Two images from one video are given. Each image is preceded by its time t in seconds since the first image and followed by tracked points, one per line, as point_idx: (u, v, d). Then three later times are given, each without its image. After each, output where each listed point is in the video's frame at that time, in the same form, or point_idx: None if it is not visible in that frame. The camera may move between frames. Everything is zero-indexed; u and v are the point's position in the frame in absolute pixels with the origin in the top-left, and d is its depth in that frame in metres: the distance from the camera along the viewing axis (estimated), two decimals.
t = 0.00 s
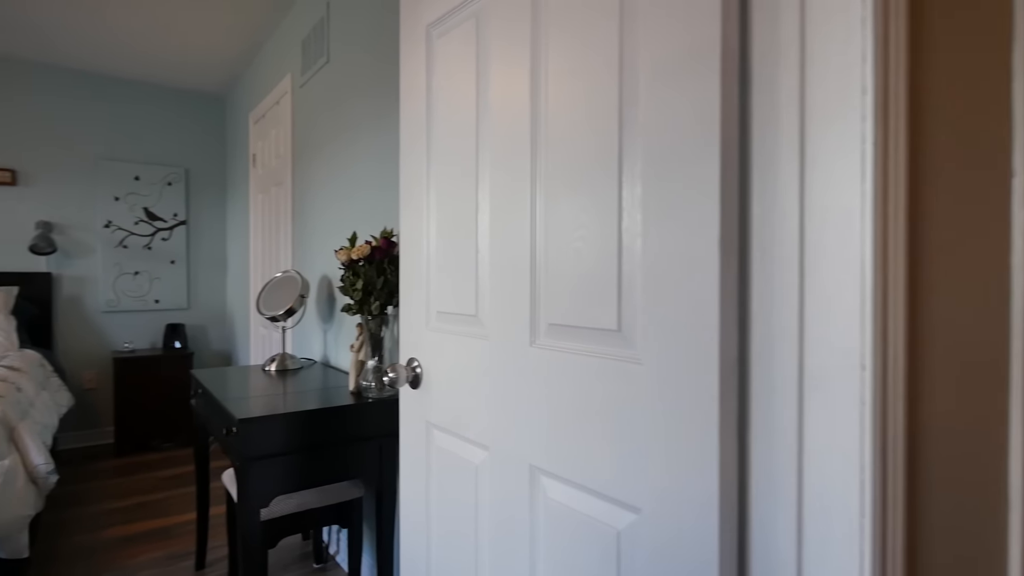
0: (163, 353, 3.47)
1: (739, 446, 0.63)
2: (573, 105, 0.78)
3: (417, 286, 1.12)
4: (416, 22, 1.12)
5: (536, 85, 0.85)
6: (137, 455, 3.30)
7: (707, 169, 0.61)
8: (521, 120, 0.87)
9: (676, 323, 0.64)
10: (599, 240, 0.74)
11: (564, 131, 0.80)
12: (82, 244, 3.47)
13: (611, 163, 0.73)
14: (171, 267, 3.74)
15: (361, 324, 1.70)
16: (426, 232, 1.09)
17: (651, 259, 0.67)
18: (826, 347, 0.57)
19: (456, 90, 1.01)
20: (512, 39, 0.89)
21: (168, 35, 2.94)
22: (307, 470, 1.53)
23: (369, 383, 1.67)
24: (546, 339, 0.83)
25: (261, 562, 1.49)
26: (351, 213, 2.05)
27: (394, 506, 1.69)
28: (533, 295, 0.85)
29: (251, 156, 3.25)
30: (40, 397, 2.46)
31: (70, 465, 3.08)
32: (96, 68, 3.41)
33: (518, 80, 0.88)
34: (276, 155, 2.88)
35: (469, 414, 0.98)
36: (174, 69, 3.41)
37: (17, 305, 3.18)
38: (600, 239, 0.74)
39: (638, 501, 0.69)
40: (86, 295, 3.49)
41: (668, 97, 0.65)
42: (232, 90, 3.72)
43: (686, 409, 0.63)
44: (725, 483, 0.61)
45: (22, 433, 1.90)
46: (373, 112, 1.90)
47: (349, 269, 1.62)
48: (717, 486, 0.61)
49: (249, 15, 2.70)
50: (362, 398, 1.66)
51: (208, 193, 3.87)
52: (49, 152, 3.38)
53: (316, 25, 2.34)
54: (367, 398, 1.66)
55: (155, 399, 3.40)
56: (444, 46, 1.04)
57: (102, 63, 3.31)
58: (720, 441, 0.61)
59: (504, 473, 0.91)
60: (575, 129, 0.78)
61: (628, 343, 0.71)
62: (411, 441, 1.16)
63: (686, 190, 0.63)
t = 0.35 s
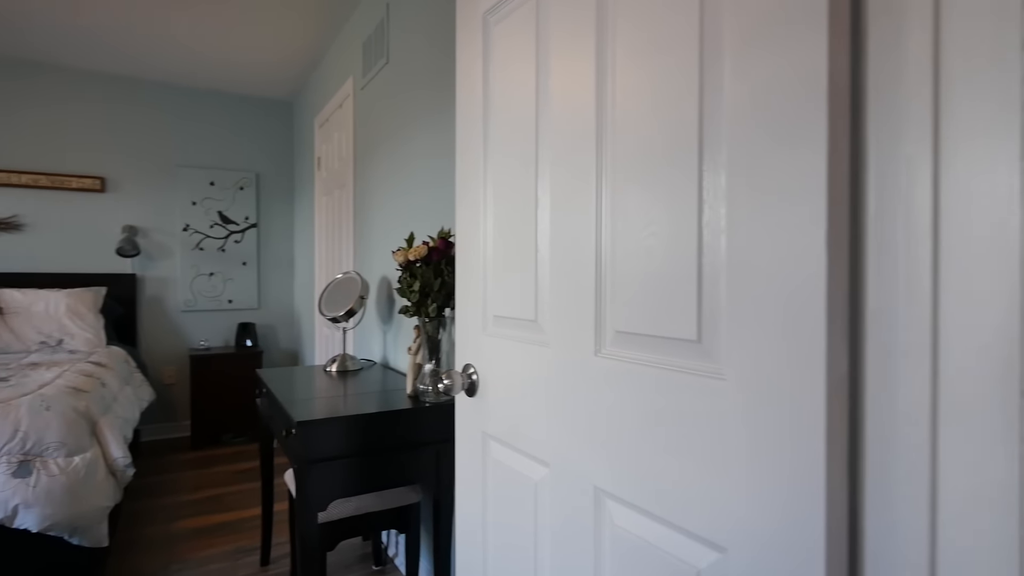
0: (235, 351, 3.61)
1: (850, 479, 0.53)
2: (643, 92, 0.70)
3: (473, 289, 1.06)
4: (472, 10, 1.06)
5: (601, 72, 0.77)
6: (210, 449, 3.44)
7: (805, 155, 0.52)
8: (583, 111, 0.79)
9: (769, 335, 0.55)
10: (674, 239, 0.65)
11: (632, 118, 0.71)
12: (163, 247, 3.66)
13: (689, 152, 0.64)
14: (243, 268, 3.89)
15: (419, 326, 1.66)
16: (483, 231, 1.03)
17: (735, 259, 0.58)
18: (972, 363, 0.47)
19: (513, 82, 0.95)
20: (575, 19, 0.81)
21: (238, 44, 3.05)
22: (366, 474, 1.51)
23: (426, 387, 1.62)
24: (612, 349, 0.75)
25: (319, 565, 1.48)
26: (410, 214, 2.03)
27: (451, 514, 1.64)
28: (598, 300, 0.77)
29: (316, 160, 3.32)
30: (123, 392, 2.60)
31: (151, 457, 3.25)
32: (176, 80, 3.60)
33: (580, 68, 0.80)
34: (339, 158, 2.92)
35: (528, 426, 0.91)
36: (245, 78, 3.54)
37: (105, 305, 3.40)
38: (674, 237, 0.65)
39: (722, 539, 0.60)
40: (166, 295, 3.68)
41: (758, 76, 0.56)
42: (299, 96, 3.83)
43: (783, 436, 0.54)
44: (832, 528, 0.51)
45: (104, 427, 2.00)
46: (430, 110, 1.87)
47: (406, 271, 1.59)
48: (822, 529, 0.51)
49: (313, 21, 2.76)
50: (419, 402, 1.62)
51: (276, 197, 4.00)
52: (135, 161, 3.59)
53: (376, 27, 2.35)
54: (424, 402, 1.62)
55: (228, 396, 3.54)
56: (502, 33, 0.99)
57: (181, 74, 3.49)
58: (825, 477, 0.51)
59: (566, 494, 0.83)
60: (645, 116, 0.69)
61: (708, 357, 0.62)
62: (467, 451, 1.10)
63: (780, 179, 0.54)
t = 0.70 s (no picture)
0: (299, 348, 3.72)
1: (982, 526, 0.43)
2: (713, 72, 0.62)
3: (526, 288, 1.01)
4: None
5: (664, 56, 0.69)
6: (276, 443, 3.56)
7: (918, 128, 0.42)
8: (644, 99, 0.72)
9: (875, 345, 0.46)
10: (752, 232, 0.57)
11: (701, 102, 0.63)
12: (233, 248, 3.82)
13: (770, 135, 0.55)
14: (307, 268, 4.00)
15: (472, 327, 1.62)
16: (535, 227, 0.97)
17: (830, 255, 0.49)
18: None
19: (568, 70, 0.89)
20: None
21: (302, 50, 3.13)
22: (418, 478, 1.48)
23: (479, 389, 1.58)
24: (676, 356, 0.67)
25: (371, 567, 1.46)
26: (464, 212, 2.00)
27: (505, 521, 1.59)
28: (661, 300, 0.69)
29: (376, 161, 3.36)
30: (195, 386, 2.72)
31: (221, 449, 3.40)
32: (245, 87, 3.74)
33: (641, 53, 0.73)
34: (397, 158, 2.94)
35: (584, 437, 0.84)
36: (309, 83, 3.64)
37: (182, 303, 3.58)
38: (752, 227, 0.57)
39: None
40: (237, 294, 3.83)
41: (856, 41, 0.47)
42: (360, 99, 3.90)
43: (890, 467, 0.44)
44: None
45: (174, 421, 2.07)
46: (484, 105, 1.83)
47: (459, 269, 1.55)
48: None
49: (373, 23, 2.78)
50: (472, 405, 1.57)
51: (339, 199, 4.09)
52: (209, 166, 3.76)
53: (432, 24, 2.34)
54: (477, 405, 1.57)
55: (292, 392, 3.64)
56: (556, 14, 0.92)
57: (250, 82, 3.63)
58: (947, 525, 0.41)
59: (625, 514, 0.75)
60: (716, 99, 0.61)
61: (793, 366, 0.53)
62: (519, 459, 1.04)
63: (888, 158, 0.45)
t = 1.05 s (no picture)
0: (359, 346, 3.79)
1: None
2: (801, 47, 0.54)
3: (585, 286, 0.95)
4: None
5: (740, 36, 0.61)
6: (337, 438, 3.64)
7: None
8: (717, 84, 0.64)
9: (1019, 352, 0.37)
10: (851, 220, 0.49)
11: (785, 74, 0.56)
12: (297, 248, 3.94)
13: (875, 110, 0.47)
14: (367, 268, 4.07)
15: (528, 326, 1.57)
16: (596, 221, 0.91)
17: (954, 246, 0.41)
18: None
19: (631, 55, 0.82)
20: None
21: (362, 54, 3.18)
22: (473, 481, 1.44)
23: (536, 391, 1.53)
24: (757, 360, 0.59)
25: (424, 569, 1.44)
26: (520, 209, 1.95)
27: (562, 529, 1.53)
28: (737, 299, 0.61)
29: (433, 161, 3.38)
30: (261, 382, 2.81)
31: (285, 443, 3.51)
32: (309, 92, 3.85)
33: (712, 33, 0.65)
34: (453, 157, 2.93)
35: (647, 447, 0.78)
36: (369, 86, 3.70)
37: (249, 302, 3.72)
38: (851, 214, 0.49)
39: None
40: (301, 293, 3.95)
41: None
42: (418, 100, 3.94)
43: None
44: None
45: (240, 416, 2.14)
46: (541, 99, 1.78)
47: (515, 267, 1.51)
48: None
49: (429, 23, 2.79)
50: (529, 407, 1.53)
51: (397, 199, 4.15)
52: (274, 169, 3.90)
53: (488, 20, 2.31)
54: (533, 407, 1.52)
55: (352, 389, 3.72)
56: None
57: (312, 86, 3.72)
58: None
59: (694, 534, 0.68)
60: (803, 76, 0.54)
61: (904, 377, 0.45)
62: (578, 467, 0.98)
63: None
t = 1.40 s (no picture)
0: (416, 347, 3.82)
1: None
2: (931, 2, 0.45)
3: (655, 288, 0.86)
4: None
5: None
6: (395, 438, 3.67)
7: None
8: (819, 59, 0.55)
9: None
10: (1007, 209, 0.39)
11: (909, 35, 0.47)
12: (357, 250, 4.01)
13: None
14: (424, 268, 4.10)
15: (589, 330, 1.49)
16: (667, 217, 0.83)
17: None
18: None
19: (709, 31, 0.74)
20: None
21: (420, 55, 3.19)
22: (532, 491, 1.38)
23: (597, 398, 1.45)
24: (869, 377, 0.50)
25: None
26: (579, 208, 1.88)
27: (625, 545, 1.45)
28: (845, 305, 0.52)
29: (490, 160, 3.34)
30: (322, 381, 2.86)
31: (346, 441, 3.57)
32: (368, 95, 3.91)
33: None
34: (510, 156, 2.88)
35: (730, 470, 0.69)
36: (427, 87, 3.72)
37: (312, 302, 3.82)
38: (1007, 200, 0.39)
39: None
40: (360, 293, 4.02)
41: None
42: (475, 100, 3.92)
43: None
44: None
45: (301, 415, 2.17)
46: (602, 92, 1.70)
47: (575, 268, 1.44)
48: None
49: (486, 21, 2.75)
50: (589, 415, 1.44)
51: (454, 200, 4.15)
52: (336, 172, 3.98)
53: (546, 14, 2.25)
54: (594, 415, 1.44)
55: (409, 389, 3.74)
56: None
57: (372, 89, 3.78)
58: None
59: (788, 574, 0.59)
60: (935, 34, 0.44)
61: None
62: (648, 486, 0.90)
63: None
